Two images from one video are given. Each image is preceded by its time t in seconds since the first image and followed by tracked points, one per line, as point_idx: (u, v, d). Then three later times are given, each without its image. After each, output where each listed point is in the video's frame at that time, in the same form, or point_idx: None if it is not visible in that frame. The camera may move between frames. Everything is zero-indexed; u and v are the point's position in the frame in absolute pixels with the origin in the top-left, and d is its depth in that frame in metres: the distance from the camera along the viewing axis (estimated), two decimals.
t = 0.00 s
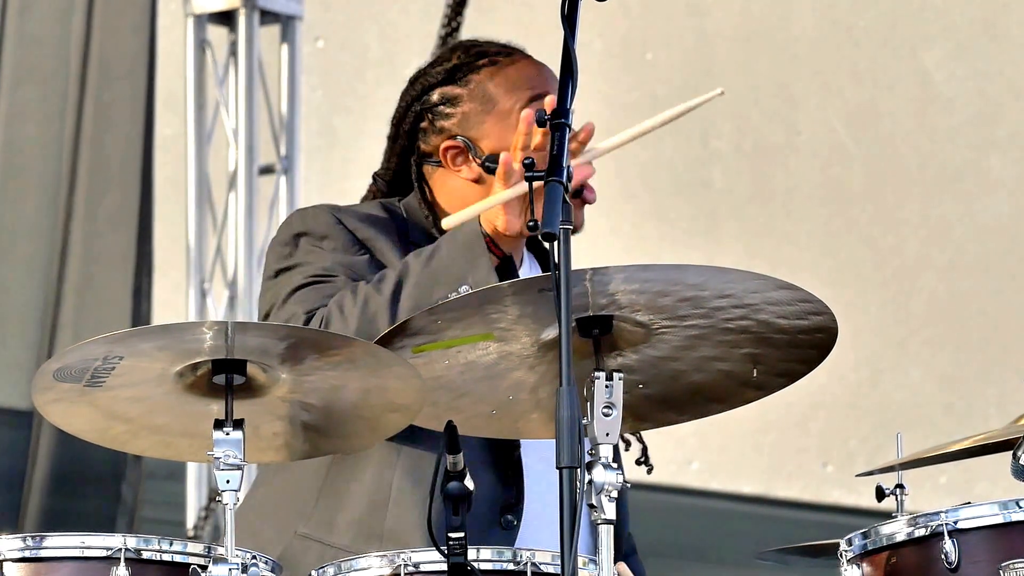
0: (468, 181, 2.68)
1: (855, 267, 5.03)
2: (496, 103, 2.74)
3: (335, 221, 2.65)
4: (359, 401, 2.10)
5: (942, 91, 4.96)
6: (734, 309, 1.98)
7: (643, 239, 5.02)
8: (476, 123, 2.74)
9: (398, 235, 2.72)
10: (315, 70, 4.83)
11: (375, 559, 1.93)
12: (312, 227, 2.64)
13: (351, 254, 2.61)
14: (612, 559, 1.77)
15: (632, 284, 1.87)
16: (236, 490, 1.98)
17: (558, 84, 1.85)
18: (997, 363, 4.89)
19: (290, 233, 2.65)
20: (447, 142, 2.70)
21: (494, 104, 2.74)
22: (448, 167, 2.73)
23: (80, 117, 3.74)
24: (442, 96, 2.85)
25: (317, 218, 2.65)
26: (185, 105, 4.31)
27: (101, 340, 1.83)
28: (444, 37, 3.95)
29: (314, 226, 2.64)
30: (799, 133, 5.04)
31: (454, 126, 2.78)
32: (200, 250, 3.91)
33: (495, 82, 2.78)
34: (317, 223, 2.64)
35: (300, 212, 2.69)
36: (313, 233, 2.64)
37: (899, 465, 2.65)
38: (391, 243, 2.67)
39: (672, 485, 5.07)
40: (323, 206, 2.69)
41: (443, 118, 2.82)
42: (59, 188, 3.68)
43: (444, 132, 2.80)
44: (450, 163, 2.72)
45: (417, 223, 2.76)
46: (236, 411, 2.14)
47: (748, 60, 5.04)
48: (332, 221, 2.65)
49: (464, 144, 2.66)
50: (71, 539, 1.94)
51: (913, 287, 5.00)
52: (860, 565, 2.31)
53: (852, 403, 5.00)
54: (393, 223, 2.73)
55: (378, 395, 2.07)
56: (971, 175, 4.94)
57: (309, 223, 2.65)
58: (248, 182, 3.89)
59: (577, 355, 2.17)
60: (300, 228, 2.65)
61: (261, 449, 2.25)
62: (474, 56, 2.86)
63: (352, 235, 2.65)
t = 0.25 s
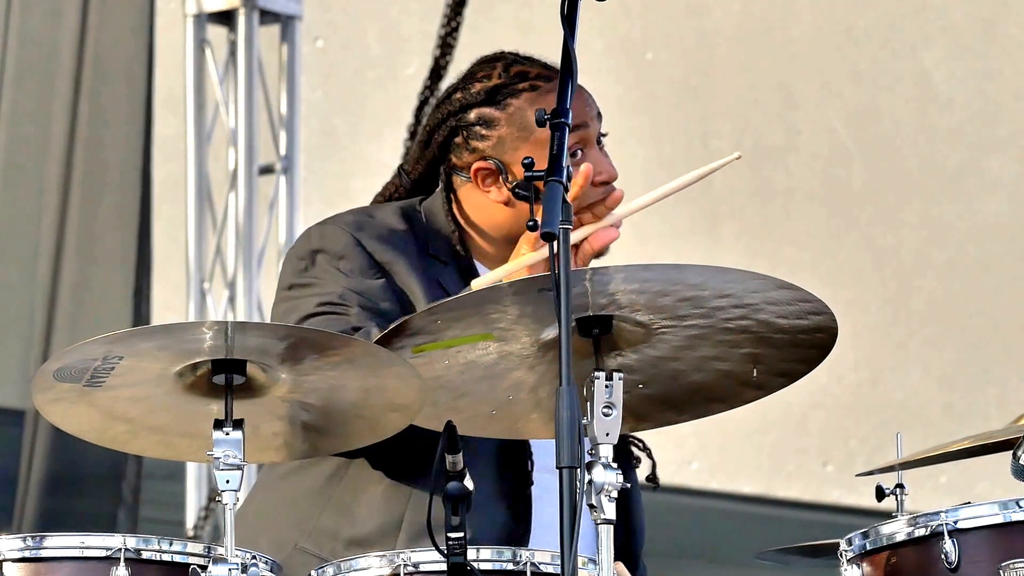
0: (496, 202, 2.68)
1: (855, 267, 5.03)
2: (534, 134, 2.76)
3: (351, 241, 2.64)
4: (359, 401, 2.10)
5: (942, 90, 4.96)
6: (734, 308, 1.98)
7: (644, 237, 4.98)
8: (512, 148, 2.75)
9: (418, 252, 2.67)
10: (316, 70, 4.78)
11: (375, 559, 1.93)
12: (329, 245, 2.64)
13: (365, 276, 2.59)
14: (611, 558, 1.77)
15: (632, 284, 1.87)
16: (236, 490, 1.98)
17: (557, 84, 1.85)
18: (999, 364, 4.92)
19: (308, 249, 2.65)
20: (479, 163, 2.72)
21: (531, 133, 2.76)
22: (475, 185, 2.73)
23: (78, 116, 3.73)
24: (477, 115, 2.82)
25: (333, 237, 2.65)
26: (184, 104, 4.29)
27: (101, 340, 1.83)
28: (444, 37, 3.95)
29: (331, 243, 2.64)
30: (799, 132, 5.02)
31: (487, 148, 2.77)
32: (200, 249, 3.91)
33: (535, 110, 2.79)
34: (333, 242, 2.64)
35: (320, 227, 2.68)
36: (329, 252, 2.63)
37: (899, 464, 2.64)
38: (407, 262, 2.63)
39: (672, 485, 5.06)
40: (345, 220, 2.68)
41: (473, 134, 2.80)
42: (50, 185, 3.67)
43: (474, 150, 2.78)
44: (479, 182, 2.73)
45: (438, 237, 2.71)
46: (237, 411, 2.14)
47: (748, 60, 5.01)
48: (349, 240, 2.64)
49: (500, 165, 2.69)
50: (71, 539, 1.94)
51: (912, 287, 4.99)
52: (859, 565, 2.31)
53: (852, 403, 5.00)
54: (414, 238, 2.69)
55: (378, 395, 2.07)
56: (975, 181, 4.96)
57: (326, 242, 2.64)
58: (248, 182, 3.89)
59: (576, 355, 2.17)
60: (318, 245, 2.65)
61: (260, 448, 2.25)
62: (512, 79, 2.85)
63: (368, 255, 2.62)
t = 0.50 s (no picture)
0: (501, 193, 2.68)
1: (854, 267, 5.03)
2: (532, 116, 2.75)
3: (365, 246, 2.59)
4: (358, 401, 2.10)
5: (942, 90, 4.95)
6: (733, 308, 1.98)
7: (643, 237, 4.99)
8: (511, 136, 2.75)
9: (431, 255, 2.63)
10: (314, 70, 4.79)
11: (373, 559, 1.93)
12: (342, 249, 2.60)
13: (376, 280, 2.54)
14: (611, 558, 1.77)
15: (632, 284, 1.87)
16: (236, 490, 1.98)
17: (557, 84, 1.85)
18: (998, 364, 4.90)
19: (322, 252, 2.61)
20: (480, 153, 2.71)
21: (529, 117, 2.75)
22: (480, 178, 2.73)
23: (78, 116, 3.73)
24: (477, 106, 2.82)
25: (345, 241, 2.61)
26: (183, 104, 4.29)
27: (100, 340, 1.83)
28: (443, 37, 3.94)
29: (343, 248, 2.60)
30: (798, 132, 5.02)
31: (488, 138, 2.77)
32: (200, 249, 3.91)
33: (533, 95, 2.78)
34: (346, 247, 2.60)
35: (334, 230, 2.65)
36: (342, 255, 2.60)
37: (898, 464, 2.64)
38: (418, 264, 2.59)
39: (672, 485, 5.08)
40: (359, 224, 2.65)
41: (475, 128, 2.81)
42: (48, 186, 3.69)
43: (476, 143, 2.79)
44: (483, 174, 2.72)
45: (453, 239, 2.67)
46: (237, 411, 2.14)
47: (748, 60, 5.01)
48: (362, 244, 2.60)
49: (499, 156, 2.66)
50: (71, 539, 1.94)
51: (912, 287, 4.99)
52: (860, 565, 2.31)
53: (852, 403, 5.00)
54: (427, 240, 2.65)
55: (378, 395, 2.07)
56: (972, 175, 4.93)
57: (339, 246, 2.61)
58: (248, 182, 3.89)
59: (576, 355, 2.17)
60: (331, 249, 2.61)
61: (260, 448, 2.25)
62: (510, 69, 2.85)
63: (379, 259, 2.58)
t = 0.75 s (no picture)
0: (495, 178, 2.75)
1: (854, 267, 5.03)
2: (520, 98, 2.83)
3: (353, 256, 2.64)
4: (358, 401, 2.10)
5: (942, 90, 4.95)
6: (733, 308, 1.98)
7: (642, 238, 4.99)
8: (500, 119, 2.83)
9: (423, 259, 2.69)
10: (313, 70, 4.78)
11: (372, 559, 1.93)
12: (331, 258, 2.65)
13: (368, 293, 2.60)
14: (611, 558, 1.77)
15: (632, 284, 1.87)
16: (236, 490, 1.98)
17: (557, 84, 1.85)
18: (998, 364, 4.91)
19: (312, 259, 2.66)
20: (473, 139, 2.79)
21: (518, 99, 2.83)
22: (475, 165, 2.81)
23: (80, 116, 3.74)
24: (467, 94, 2.92)
25: (335, 250, 2.65)
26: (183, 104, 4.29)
27: (99, 340, 1.83)
28: (443, 37, 3.94)
29: (331, 258, 2.65)
30: (798, 132, 5.02)
31: (478, 123, 2.86)
32: (200, 249, 3.91)
33: (520, 77, 2.87)
34: (336, 256, 2.65)
35: (325, 236, 2.70)
36: (332, 264, 2.64)
37: (898, 464, 2.64)
38: (411, 270, 2.65)
39: (672, 485, 5.09)
40: (345, 233, 2.69)
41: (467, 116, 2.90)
42: (51, 187, 3.68)
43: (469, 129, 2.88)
44: (478, 161, 2.79)
45: (452, 237, 2.72)
46: (237, 411, 2.14)
47: (748, 60, 5.01)
48: (351, 255, 2.64)
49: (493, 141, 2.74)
50: (71, 539, 1.95)
51: (912, 286, 4.99)
52: (859, 565, 2.31)
53: (851, 402, 5.00)
54: (423, 242, 2.71)
55: (378, 395, 2.07)
56: (972, 177, 4.94)
57: (329, 255, 2.65)
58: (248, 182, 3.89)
59: (576, 355, 2.17)
60: (322, 258, 2.66)
61: (260, 448, 2.25)
62: (497, 57, 2.94)
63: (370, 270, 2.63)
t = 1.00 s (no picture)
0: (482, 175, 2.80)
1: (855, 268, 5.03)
2: (519, 97, 2.85)
3: (321, 269, 2.73)
4: (358, 401, 2.11)
5: (941, 90, 4.95)
6: (734, 308, 1.99)
7: (643, 238, 4.99)
8: (495, 116, 2.86)
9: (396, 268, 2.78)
10: (314, 71, 4.79)
11: (373, 559, 1.94)
12: (303, 268, 2.75)
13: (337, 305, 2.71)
14: (611, 558, 1.77)
15: (632, 284, 1.87)
16: (236, 490, 1.99)
17: (558, 84, 1.85)
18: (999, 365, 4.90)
19: (287, 267, 2.77)
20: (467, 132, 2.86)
21: (517, 98, 2.85)
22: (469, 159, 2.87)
23: (84, 116, 3.73)
24: (470, 84, 2.96)
25: (305, 261, 2.75)
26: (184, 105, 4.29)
27: (100, 340, 1.83)
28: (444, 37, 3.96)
29: (298, 271, 2.75)
30: (799, 132, 5.02)
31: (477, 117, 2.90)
32: (200, 249, 3.91)
33: (523, 76, 2.88)
34: (306, 267, 2.74)
35: (297, 244, 2.80)
36: (302, 275, 2.74)
37: (898, 464, 2.64)
38: (382, 278, 2.76)
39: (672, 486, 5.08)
40: (312, 243, 2.78)
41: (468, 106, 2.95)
42: (58, 187, 3.68)
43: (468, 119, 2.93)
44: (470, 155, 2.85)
45: (436, 238, 2.81)
46: (237, 411, 2.14)
47: (748, 60, 5.01)
48: (320, 267, 2.74)
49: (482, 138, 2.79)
50: (71, 539, 1.95)
51: (912, 287, 4.99)
52: (860, 565, 2.32)
53: (852, 403, 5.00)
54: (399, 247, 2.81)
55: (379, 395, 2.08)
56: (973, 178, 4.95)
57: (300, 266, 2.75)
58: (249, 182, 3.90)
59: (577, 355, 2.17)
60: (294, 267, 2.76)
61: (260, 448, 2.25)
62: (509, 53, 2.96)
63: (335, 282, 2.73)
